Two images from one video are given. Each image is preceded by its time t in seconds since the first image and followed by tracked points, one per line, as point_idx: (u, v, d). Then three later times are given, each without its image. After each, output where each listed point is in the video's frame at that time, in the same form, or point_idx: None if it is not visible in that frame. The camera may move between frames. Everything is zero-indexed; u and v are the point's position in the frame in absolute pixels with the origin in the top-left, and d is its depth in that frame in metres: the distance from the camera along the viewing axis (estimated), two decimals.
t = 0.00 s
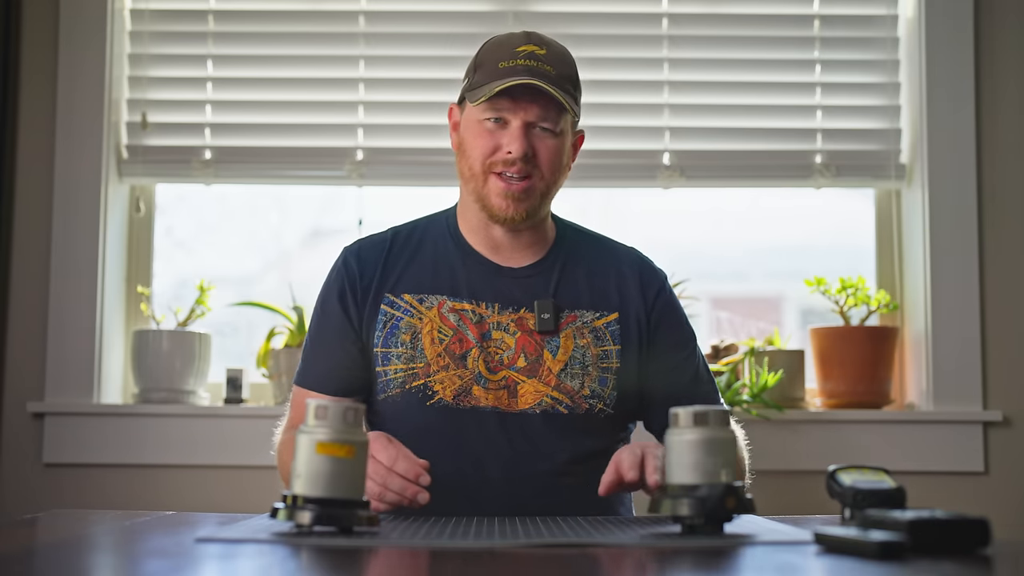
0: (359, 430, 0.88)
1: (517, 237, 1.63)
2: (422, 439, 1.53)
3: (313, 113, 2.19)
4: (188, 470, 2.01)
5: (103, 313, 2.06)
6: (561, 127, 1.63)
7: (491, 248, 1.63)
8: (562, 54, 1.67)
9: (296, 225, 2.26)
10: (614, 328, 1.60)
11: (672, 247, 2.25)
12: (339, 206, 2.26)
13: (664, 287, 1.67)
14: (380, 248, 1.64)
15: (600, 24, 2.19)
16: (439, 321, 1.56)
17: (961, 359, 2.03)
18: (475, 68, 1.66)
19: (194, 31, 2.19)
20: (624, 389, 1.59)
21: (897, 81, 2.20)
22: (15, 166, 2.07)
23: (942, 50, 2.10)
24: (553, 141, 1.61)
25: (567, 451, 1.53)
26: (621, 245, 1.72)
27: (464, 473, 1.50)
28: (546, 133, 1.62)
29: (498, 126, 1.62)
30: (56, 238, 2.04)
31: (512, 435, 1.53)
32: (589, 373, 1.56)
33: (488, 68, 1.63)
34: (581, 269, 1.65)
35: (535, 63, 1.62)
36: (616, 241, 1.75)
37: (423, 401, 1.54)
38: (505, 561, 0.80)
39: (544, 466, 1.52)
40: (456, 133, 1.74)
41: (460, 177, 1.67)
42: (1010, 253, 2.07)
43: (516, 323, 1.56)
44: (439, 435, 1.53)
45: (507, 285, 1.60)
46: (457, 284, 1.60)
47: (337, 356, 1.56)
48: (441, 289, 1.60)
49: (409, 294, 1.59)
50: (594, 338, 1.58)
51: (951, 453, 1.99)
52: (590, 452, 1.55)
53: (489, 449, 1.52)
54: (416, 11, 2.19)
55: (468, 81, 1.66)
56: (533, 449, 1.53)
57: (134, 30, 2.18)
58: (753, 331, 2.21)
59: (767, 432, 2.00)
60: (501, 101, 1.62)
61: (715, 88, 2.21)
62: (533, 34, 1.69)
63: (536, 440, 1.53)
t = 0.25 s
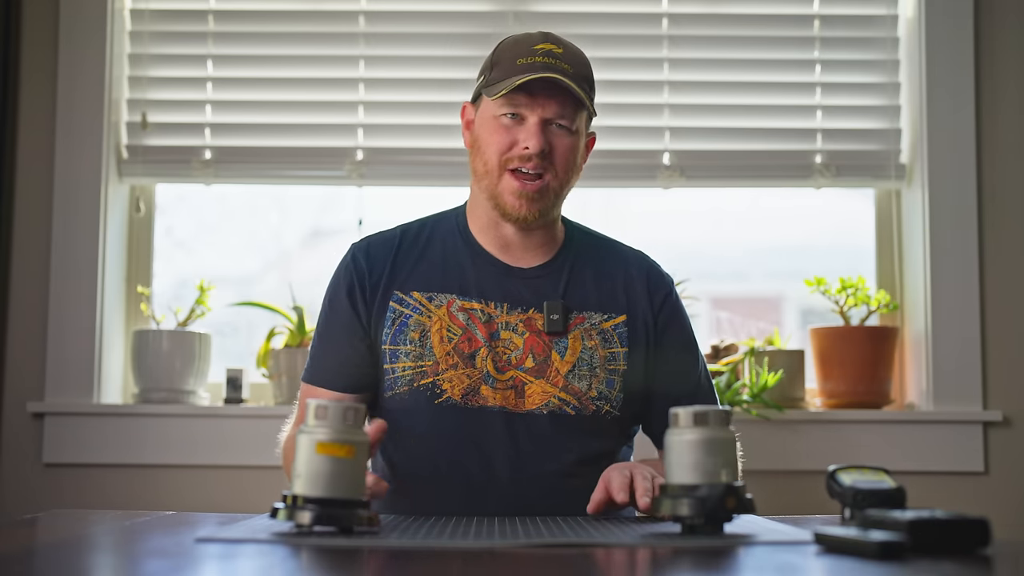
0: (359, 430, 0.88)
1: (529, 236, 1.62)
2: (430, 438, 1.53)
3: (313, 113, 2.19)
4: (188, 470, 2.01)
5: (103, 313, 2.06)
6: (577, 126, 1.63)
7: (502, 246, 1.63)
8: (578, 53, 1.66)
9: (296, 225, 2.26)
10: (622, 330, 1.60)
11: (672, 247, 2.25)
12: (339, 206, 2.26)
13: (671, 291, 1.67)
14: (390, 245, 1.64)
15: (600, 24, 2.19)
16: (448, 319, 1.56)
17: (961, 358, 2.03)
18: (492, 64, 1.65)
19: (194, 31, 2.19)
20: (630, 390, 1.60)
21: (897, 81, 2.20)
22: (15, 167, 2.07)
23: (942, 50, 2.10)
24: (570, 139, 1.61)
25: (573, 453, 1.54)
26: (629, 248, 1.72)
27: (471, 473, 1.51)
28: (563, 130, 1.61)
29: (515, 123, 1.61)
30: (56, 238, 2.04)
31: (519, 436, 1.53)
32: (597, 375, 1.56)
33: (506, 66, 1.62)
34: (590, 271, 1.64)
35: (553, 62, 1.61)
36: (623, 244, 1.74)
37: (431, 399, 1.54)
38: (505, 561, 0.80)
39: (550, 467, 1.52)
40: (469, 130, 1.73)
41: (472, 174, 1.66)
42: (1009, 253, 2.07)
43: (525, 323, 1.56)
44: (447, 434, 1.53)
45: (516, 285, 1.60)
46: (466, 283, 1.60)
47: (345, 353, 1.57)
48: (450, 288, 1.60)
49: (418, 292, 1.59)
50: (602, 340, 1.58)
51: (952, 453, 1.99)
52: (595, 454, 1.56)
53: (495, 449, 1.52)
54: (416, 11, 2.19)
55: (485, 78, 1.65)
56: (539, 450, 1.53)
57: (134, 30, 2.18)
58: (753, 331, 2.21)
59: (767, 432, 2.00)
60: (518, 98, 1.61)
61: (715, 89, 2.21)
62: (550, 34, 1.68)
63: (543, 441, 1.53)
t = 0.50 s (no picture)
0: (359, 430, 0.88)
1: (535, 237, 1.62)
2: (433, 436, 1.53)
3: (313, 113, 2.19)
4: (188, 470, 2.01)
5: (103, 313, 2.06)
6: (589, 131, 1.62)
7: (507, 246, 1.63)
8: (593, 59, 1.66)
9: (296, 225, 2.26)
10: (626, 332, 1.60)
11: (671, 247, 2.25)
12: (339, 206, 2.26)
13: (675, 294, 1.67)
14: (396, 242, 1.64)
15: (600, 24, 2.19)
16: (453, 318, 1.56)
17: (961, 358, 2.03)
18: (507, 65, 1.64)
19: (194, 31, 2.19)
20: (633, 391, 1.60)
21: (897, 81, 2.20)
22: (15, 167, 2.07)
23: (942, 49, 2.10)
24: (581, 145, 1.61)
25: (575, 454, 1.54)
26: (634, 250, 1.72)
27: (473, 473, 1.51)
28: (574, 136, 1.61)
29: (527, 125, 1.61)
30: (56, 238, 2.04)
31: (521, 436, 1.53)
32: (600, 376, 1.57)
33: (521, 68, 1.61)
34: (594, 271, 1.64)
35: (568, 66, 1.61)
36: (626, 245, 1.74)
37: (435, 397, 1.54)
38: (505, 561, 0.80)
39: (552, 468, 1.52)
40: (481, 128, 1.73)
41: (482, 172, 1.66)
42: (1009, 253, 2.07)
43: (529, 323, 1.56)
44: (450, 432, 1.53)
45: (521, 285, 1.60)
46: (471, 281, 1.60)
47: (352, 346, 1.56)
48: (455, 286, 1.60)
49: (423, 289, 1.59)
50: (605, 341, 1.58)
51: (952, 453, 1.99)
52: (596, 455, 1.55)
53: (497, 448, 1.52)
54: (416, 11, 2.19)
55: (498, 79, 1.64)
56: (540, 450, 1.53)
57: (134, 30, 2.19)
58: (753, 331, 2.21)
59: (767, 432, 2.00)
60: (531, 101, 1.60)
61: (715, 89, 2.21)
62: (565, 37, 1.68)
63: (545, 441, 1.53)
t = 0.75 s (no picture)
0: (359, 430, 0.88)
1: (535, 236, 1.62)
2: (432, 436, 1.52)
3: (313, 113, 2.19)
4: (188, 470, 2.01)
5: (103, 313, 2.06)
6: (590, 131, 1.62)
7: (507, 245, 1.63)
8: (595, 59, 1.66)
9: (296, 225, 2.26)
10: (625, 332, 1.60)
11: (672, 247, 2.25)
12: (339, 206, 2.26)
13: (674, 293, 1.67)
14: (395, 242, 1.64)
15: (600, 24, 2.19)
16: (453, 318, 1.57)
17: (962, 358, 2.03)
18: (509, 63, 1.64)
19: (194, 31, 2.19)
20: (633, 392, 1.61)
21: (897, 81, 2.20)
22: (15, 167, 2.07)
23: (942, 50, 2.10)
24: (582, 144, 1.61)
25: (575, 453, 1.54)
26: (633, 250, 1.72)
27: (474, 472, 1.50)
28: (575, 135, 1.61)
29: (529, 124, 1.60)
30: (57, 239, 2.04)
31: (521, 436, 1.53)
32: (600, 376, 1.57)
33: (524, 66, 1.62)
34: (594, 270, 1.65)
35: (571, 64, 1.61)
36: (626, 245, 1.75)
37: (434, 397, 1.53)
38: (505, 561, 0.80)
39: (553, 467, 1.53)
40: (482, 127, 1.73)
41: (482, 171, 1.66)
42: (1009, 253, 2.07)
43: (529, 323, 1.56)
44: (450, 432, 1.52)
45: (521, 285, 1.60)
46: (471, 281, 1.60)
47: (351, 344, 1.56)
48: (455, 286, 1.60)
49: (423, 288, 1.59)
50: (605, 341, 1.58)
51: (952, 453, 1.99)
52: (596, 455, 1.55)
53: (497, 448, 1.51)
54: (416, 11, 2.19)
55: (501, 77, 1.64)
56: (540, 450, 1.53)
57: (134, 30, 2.19)
58: (753, 331, 2.21)
59: (767, 432, 2.00)
60: (534, 99, 1.60)
61: (715, 89, 2.21)
62: (568, 36, 1.68)
63: (546, 441, 1.53)
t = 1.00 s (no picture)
0: (359, 430, 0.88)
1: (533, 239, 1.62)
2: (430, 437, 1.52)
3: (313, 113, 2.19)
4: (189, 470, 2.01)
5: (103, 313, 2.06)
6: (584, 132, 1.61)
7: (505, 248, 1.63)
8: (587, 59, 1.65)
9: (296, 225, 2.26)
10: (624, 331, 1.60)
11: (671, 247, 2.25)
12: (339, 206, 2.26)
13: (674, 292, 1.67)
14: (394, 244, 1.64)
15: (600, 24, 2.19)
16: (451, 318, 1.57)
17: (962, 359, 2.03)
18: (501, 68, 1.63)
19: (194, 31, 2.19)
20: (632, 391, 1.61)
21: (897, 81, 2.20)
22: (15, 168, 2.07)
23: (942, 50, 2.10)
24: (576, 147, 1.59)
25: (575, 453, 1.53)
26: (632, 250, 1.72)
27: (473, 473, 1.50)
28: (568, 138, 1.59)
29: (522, 129, 1.59)
30: (57, 239, 2.04)
31: (521, 436, 1.53)
32: (599, 376, 1.57)
33: (515, 70, 1.61)
34: (592, 270, 1.65)
35: (562, 68, 1.60)
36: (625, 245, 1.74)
37: (434, 398, 1.54)
38: (505, 561, 0.80)
39: (553, 467, 1.52)
40: (477, 130, 1.72)
41: (479, 175, 1.66)
42: (1009, 253, 2.07)
43: (527, 323, 1.56)
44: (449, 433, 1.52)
45: (520, 285, 1.60)
46: (470, 282, 1.60)
47: (351, 347, 1.56)
48: (454, 288, 1.60)
49: (422, 290, 1.59)
50: (604, 341, 1.58)
51: (952, 453, 1.99)
52: (595, 455, 1.55)
53: (496, 448, 1.52)
54: (416, 11, 2.19)
55: (493, 82, 1.63)
56: (539, 450, 1.53)
57: (134, 30, 2.19)
58: (753, 331, 2.21)
59: (767, 432, 2.00)
60: (526, 105, 1.58)
61: (715, 89, 2.21)
62: (559, 37, 1.67)
63: (545, 441, 1.53)
